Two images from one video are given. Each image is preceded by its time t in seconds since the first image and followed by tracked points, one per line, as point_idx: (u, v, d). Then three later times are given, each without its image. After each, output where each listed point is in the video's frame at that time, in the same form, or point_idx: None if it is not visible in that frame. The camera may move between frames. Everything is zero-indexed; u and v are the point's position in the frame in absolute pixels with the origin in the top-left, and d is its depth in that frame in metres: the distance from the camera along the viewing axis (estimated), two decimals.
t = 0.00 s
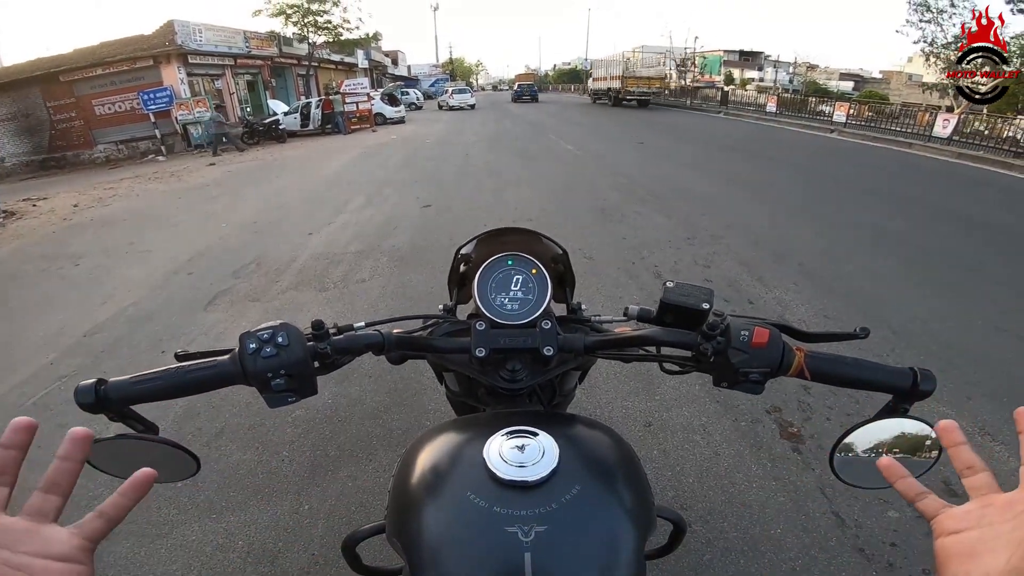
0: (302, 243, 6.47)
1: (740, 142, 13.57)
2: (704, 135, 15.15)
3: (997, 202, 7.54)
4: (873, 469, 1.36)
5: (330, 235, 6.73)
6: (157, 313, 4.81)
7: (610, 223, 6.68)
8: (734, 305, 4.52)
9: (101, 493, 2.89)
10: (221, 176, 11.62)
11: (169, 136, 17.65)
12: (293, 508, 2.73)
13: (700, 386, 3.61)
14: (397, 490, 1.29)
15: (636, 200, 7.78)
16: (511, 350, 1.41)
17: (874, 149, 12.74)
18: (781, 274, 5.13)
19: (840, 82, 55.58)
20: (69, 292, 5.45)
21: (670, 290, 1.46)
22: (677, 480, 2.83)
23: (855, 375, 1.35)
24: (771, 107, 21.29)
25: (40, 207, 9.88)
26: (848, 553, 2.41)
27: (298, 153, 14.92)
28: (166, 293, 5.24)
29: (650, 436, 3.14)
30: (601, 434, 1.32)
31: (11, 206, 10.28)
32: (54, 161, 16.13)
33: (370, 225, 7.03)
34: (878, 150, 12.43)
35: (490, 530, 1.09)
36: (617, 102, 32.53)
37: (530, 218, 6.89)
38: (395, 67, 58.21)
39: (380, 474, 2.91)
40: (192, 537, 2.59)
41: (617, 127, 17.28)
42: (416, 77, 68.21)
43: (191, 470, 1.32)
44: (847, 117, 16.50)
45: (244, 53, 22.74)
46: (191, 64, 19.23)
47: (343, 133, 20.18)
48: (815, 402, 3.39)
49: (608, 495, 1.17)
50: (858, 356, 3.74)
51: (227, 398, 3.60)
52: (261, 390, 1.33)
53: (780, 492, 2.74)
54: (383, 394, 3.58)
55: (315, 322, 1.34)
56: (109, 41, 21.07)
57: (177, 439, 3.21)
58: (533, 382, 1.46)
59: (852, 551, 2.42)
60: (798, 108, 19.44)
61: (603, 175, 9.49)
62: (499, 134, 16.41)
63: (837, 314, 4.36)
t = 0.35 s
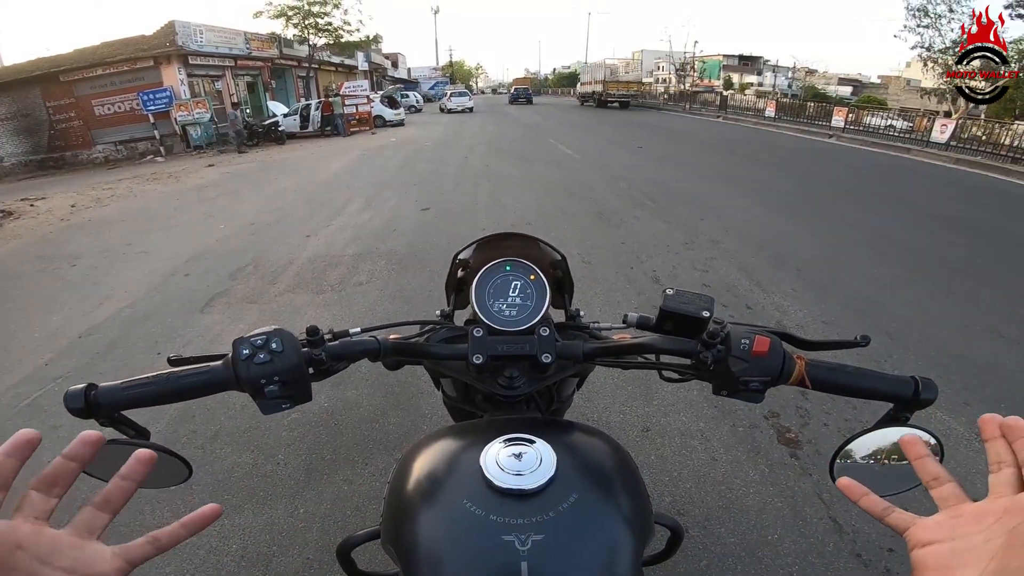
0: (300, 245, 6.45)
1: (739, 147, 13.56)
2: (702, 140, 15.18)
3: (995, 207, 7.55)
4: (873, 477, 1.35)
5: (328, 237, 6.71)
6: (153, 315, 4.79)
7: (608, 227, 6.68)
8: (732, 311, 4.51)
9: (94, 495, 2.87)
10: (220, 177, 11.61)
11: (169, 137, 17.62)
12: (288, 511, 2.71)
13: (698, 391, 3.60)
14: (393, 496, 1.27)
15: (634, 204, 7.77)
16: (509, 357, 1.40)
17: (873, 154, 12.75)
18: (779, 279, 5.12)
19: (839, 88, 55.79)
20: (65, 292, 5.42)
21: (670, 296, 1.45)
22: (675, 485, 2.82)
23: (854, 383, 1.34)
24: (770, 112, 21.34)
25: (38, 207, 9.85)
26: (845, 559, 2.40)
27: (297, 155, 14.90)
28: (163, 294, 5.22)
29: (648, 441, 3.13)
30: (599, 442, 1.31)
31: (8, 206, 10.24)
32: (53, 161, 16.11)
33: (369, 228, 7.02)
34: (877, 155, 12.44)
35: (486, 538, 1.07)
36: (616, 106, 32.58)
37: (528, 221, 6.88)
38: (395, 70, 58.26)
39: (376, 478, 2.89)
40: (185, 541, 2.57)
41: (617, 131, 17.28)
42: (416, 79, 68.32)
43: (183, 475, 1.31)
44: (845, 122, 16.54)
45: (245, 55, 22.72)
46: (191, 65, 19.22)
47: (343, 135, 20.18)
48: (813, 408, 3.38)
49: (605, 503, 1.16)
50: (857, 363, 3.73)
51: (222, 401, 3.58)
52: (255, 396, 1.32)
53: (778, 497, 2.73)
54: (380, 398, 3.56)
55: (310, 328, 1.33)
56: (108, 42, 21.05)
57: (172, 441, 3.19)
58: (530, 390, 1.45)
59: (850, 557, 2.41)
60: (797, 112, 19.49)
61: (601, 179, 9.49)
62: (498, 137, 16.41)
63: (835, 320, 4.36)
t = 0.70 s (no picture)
0: (299, 244, 6.44)
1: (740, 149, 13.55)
2: (703, 141, 15.18)
3: (995, 210, 7.55)
4: (873, 479, 1.34)
5: (327, 236, 6.70)
6: (150, 312, 4.77)
7: (607, 228, 6.67)
8: (731, 312, 4.50)
9: (89, 492, 2.86)
10: (219, 175, 11.59)
11: (169, 135, 17.60)
12: (284, 509, 2.70)
13: (697, 392, 3.60)
14: (391, 495, 1.27)
15: (634, 205, 7.76)
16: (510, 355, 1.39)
17: (874, 156, 12.76)
18: (778, 281, 5.11)
19: (840, 91, 55.86)
20: (63, 289, 5.41)
21: (674, 296, 1.44)
22: (672, 486, 2.81)
23: (856, 384, 1.34)
24: (771, 114, 21.36)
25: (36, 203, 9.84)
26: (842, 561, 2.39)
27: (297, 153, 14.89)
28: (160, 292, 5.21)
29: (646, 442, 3.12)
30: (599, 442, 1.30)
31: (7, 202, 10.24)
32: (53, 158, 16.10)
33: (368, 226, 7.01)
34: (878, 158, 12.45)
35: (486, 538, 1.07)
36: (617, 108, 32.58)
37: (528, 222, 6.87)
38: (397, 69, 58.17)
39: (373, 477, 2.88)
40: (180, 538, 2.56)
41: (618, 132, 17.27)
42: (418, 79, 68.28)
43: (179, 472, 1.30)
44: (846, 124, 16.54)
45: (246, 53, 22.68)
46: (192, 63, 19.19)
47: (343, 134, 20.16)
48: (811, 410, 3.37)
49: (606, 503, 1.15)
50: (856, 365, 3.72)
51: (219, 399, 3.57)
52: (253, 392, 1.31)
53: (775, 499, 2.72)
54: (377, 396, 3.56)
55: (309, 324, 1.32)
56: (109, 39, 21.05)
57: (168, 438, 3.18)
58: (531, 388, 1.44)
59: (846, 559, 2.40)
60: (798, 114, 19.51)
61: (601, 180, 9.48)
62: (498, 137, 16.39)
63: (834, 322, 4.35)
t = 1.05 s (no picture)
0: (305, 243, 6.46)
1: (747, 151, 13.52)
2: (709, 143, 15.14)
3: (1002, 214, 7.51)
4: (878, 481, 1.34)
5: (333, 235, 6.72)
6: (157, 310, 4.80)
7: (613, 229, 6.66)
8: (736, 315, 4.49)
9: (95, 488, 2.88)
10: (226, 173, 11.64)
11: (177, 133, 17.69)
12: (288, 507, 2.71)
13: (701, 394, 3.59)
14: (398, 494, 1.28)
15: (640, 207, 7.75)
16: (519, 355, 1.40)
17: (881, 159, 12.72)
18: (784, 284, 5.10)
19: (847, 92, 55.62)
20: (71, 286, 5.44)
21: (683, 298, 1.45)
22: (676, 488, 2.81)
23: (864, 387, 1.34)
24: (777, 116, 21.30)
25: (45, 201, 9.91)
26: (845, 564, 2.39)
27: (303, 153, 14.94)
28: (166, 290, 5.24)
29: (650, 444, 3.12)
30: (605, 442, 1.31)
31: (17, 199, 10.32)
32: (62, 156, 16.20)
33: (374, 226, 7.03)
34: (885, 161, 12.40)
35: (493, 536, 1.07)
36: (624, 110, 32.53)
37: (533, 222, 6.87)
38: (403, 69, 58.25)
39: (376, 476, 2.89)
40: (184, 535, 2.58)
41: (624, 133, 17.26)
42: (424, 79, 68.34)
43: (191, 469, 1.32)
44: (853, 127, 16.48)
45: (254, 52, 22.77)
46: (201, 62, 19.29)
47: (349, 133, 20.22)
48: (815, 413, 3.36)
49: (612, 503, 1.16)
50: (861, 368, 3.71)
51: (224, 397, 3.59)
52: (266, 389, 1.32)
53: (778, 501, 2.71)
54: (382, 395, 3.57)
55: (322, 322, 1.33)
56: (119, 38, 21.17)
57: (173, 436, 3.20)
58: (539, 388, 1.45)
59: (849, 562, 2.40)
60: (805, 116, 19.47)
61: (607, 181, 9.47)
62: (504, 138, 16.40)
63: (839, 325, 4.34)
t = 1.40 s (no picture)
0: (308, 241, 6.47)
1: (751, 151, 13.48)
2: (713, 143, 15.10)
3: (1009, 216, 7.46)
4: (880, 482, 1.33)
5: (337, 234, 6.73)
6: (161, 307, 4.82)
7: (616, 229, 6.65)
8: (739, 315, 4.48)
9: (97, 485, 2.89)
10: (231, 172, 11.66)
11: (182, 132, 17.74)
12: (289, 505, 2.72)
13: (704, 395, 3.58)
14: (399, 492, 1.27)
15: (644, 206, 7.74)
16: (521, 352, 1.39)
17: (887, 160, 12.67)
18: (787, 285, 5.08)
19: (853, 92, 55.43)
20: (75, 283, 5.47)
21: (686, 296, 1.44)
22: (677, 488, 2.81)
23: (868, 386, 1.33)
24: (782, 117, 21.24)
25: (51, 198, 9.95)
26: (846, 565, 2.38)
27: (308, 151, 14.96)
28: (170, 288, 5.25)
29: (652, 444, 3.12)
30: (608, 441, 1.30)
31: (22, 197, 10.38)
32: (68, 154, 16.28)
33: (377, 225, 7.03)
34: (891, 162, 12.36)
35: (494, 536, 1.07)
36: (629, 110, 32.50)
37: (536, 222, 6.87)
38: (408, 68, 58.35)
39: (378, 474, 2.89)
40: (186, 532, 2.58)
41: (629, 133, 17.22)
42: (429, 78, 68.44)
43: (191, 465, 1.32)
44: (858, 127, 16.43)
45: (259, 51, 22.83)
46: (206, 61, 19.35)
47: (354, 132, 20.25)
48: (819, 413, 3.35)
49: (614, 502, 1.15)
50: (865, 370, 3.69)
51: (228, 394, 3.60)
52: (267, 385, 1.32)
53: (781, 502, 2.70)
54: (384, 394, 3.57)
55: (324, 317, 1.33)
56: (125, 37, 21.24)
57: (176, 433, 3.21)
58: (540, 387, 1.44)
59: (850, 563, 2.39)
60: (810, 117, 19.42)
61: (611, 181, 9.45)
62: (508, 137, 16.40)
63: (843, 326, 4.32)
